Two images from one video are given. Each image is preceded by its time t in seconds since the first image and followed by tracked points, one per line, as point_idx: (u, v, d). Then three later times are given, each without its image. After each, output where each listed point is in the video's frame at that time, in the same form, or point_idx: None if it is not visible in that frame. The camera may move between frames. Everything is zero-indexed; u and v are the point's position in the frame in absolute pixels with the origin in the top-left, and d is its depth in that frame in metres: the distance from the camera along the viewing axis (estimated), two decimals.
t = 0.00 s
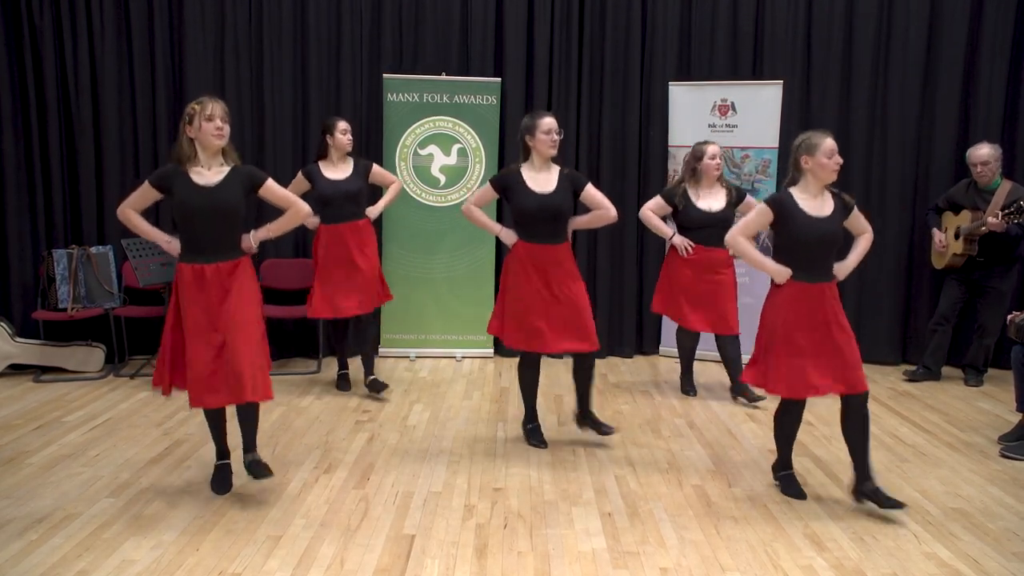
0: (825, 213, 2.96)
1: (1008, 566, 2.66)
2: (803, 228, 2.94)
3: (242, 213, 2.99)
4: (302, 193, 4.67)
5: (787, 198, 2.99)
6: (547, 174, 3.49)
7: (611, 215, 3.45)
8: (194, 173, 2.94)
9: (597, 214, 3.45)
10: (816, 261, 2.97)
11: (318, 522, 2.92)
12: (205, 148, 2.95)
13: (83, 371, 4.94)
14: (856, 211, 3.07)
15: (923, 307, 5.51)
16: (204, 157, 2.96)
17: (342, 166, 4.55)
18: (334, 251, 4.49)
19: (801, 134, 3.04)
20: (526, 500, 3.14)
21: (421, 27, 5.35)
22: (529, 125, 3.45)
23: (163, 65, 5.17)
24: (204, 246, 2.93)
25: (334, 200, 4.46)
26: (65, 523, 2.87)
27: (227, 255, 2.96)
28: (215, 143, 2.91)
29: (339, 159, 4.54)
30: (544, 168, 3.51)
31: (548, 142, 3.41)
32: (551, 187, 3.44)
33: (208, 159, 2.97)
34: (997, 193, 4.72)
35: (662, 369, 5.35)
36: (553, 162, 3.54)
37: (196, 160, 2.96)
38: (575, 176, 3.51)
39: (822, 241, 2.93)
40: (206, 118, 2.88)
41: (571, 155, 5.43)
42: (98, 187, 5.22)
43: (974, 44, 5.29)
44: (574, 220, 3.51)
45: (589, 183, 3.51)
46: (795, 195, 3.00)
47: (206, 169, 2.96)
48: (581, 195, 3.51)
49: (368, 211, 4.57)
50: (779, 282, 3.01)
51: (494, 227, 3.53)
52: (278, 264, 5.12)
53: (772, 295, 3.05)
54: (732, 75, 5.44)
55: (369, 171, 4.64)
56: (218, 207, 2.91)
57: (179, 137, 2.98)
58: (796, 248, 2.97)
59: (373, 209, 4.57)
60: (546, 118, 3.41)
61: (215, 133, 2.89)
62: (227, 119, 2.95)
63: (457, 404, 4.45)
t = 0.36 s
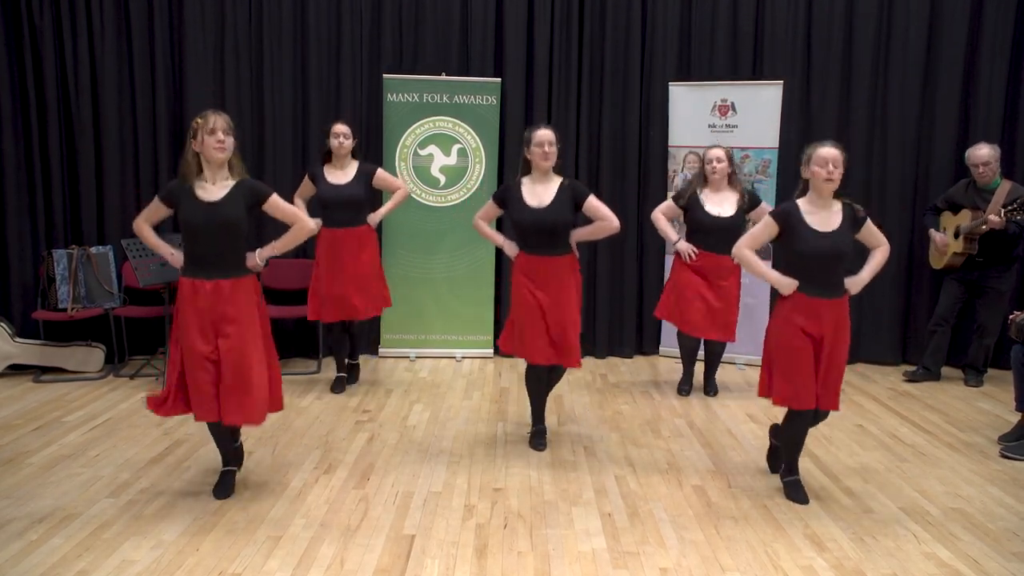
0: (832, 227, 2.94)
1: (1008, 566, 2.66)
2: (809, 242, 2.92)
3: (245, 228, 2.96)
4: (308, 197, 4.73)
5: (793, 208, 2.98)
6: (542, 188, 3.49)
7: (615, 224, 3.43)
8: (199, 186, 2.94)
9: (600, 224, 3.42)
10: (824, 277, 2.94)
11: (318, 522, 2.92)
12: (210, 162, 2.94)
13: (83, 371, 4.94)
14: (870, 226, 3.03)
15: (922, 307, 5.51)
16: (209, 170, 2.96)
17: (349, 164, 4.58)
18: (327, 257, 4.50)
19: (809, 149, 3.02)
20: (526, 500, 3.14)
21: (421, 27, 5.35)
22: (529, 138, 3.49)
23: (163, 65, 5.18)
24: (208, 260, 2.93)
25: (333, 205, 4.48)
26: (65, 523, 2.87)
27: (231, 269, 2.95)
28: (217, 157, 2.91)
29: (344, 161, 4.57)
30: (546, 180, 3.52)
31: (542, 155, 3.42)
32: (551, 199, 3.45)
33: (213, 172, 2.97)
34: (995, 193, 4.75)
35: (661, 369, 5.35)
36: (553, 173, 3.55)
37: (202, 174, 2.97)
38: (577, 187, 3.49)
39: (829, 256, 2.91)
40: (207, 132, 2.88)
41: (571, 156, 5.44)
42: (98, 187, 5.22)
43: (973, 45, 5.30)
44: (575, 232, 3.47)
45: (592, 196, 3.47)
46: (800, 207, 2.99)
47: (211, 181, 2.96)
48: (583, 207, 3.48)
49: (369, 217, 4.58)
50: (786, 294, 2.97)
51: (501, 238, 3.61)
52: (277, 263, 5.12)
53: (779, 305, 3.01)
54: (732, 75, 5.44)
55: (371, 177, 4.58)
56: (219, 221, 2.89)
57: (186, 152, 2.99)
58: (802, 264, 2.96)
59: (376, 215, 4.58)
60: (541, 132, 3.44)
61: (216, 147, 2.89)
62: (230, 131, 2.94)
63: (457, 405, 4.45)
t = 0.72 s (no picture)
0: (842, 219, 2.92)
1: (1008, 566, 2.66)
2: (818, 235, 2.92)
3: (253, 227, 2.96)
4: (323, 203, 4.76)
5: (806, 202, 2.97)
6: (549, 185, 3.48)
7: (622, 228, 3.51)
8: (205, 181, 2.95)
9: (609, 227, 3.51)
10: (831, 271, 2.93)
11: (318, 522, 2.92)
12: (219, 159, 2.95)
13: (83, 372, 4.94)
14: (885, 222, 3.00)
15: (922, 307, 5.51)
16: (217, 168, 2.97)
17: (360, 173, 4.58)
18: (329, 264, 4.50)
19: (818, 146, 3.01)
20: (526, 500, 3.14)
21: (420, 27, 5.36)
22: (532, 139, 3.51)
23: (162, 64, 5.18)
24: (212, 258, 2.91)
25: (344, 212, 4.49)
26: (64, 523, 2.87)
27: (233, 267, 2.94)
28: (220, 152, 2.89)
29: (358, 167, 4.56)
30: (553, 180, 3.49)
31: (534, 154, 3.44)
32: (560, 200, 3.43)
33: (222, 171, 2.97)
34: (993, 192, 4.74)
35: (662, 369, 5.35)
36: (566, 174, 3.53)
37: (212, 172, 2.98)
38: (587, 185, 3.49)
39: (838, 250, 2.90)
40: (209, 126, 2.87)
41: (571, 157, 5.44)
42: (98, 187, 5.22)
43: (973, 45, 5.29)
44: (584, 232, 3.54)
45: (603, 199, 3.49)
46: (815, 200, 2.98)
47: (219, 179, 2.96)
48: (593, 210, 3.51)
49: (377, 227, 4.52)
50: (790, 287, 3.00)
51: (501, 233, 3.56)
52: (277, 263, 5.13)
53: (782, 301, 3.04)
54: (731, 75, 5.44)
55: (386, 186, 4.56)
56: (228, 219, 2.89)
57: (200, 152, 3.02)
58: (810, 256, 2.95)
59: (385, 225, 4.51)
60: (539, 130, 3.45)
61: (210, 139, 2.87)
62: (237, 127, 2.92)
63: (457, 405, 4.45)
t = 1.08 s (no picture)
0: (844, 205, 2.93)
1: (1007, 566, 2.66)
2: (822, 220, 2.92)
3: (253, 213, 2.97)
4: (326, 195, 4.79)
5: (809, 187, 3.00)
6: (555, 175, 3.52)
7: (622, 222, 3.57)
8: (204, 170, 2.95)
9: (609, 219, 3.56)
10: (834, 257, 2.94)
11: (318, 522, 2.92)
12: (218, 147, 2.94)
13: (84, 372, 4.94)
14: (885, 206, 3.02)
15: (922, 306, 5.51)
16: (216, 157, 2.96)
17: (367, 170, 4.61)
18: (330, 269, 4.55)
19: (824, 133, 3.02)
20: (526, 500, 3.14)
21: (420, 27, 5.36)
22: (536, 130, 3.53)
23: (162, 64, 5.18)
24: (212, 244, 2.91)
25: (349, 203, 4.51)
26: (64, 523, 2.87)
27: (232, 253, 2.94)
28: (218, 142, 2.89)
29: (364, 162, 4.61)
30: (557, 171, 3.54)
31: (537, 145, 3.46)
32: (565, 188, 3.48)
33: (221, 160, 2.97)
34: (988, 188, 4.76)
35: (662, 369, 5.35)
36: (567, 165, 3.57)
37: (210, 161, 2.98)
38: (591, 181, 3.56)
39: (840, 234, 2.91)
40: (208, 117, 2.86)
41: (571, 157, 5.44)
42: (98, 188, 5.22)
43: (973, 45, 5.30)
44: (585, 224, 3.57)
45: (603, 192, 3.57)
46: (817, 187, 3.00)
47: (218, 168, 2.96)
48: (594, 202, 3.58)
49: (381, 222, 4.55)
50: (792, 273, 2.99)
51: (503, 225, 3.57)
52: (277, 263, 5.13)
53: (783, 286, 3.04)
54: (731, 75, 5.44)
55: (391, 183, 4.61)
56: (228, 205, 2.90)
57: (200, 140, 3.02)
58: (812, 240, 2.96)
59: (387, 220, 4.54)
60: (542, 122, 3.48)
61: (210, 130, 2.87)
62: (236, 118, 2.92)
63: (457, 405, 4.44)
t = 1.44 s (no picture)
0: (840, 198, 2.93)
1: (1007, 566, 2.66)
2: (818, 212, 2.92)
3: (253, 206, 2.96)
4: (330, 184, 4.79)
5: (805, 181, 2.99)
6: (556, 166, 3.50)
7: (623, 207, 3.60)
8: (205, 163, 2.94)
9: (611, 206, 3.58)
10: (831, 251, 2.94)
11: (317, 522, 2.92)
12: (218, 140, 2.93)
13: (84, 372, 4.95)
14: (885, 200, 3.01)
15: (922, 306, 5.51)
16: (216, 150, 2.95)
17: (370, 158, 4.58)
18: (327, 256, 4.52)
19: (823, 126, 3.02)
20: (526, 500, 3.14)
21: (420, 27, 5.36)
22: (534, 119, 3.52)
23: (162, 65, 5.18)
24: (211, 236, 2.92)
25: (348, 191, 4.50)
26: (64, 523, 2.87)
27: (233, 245, 2.94)
28: (218, 135, 2.88)
29: (366, 151, 4.57)
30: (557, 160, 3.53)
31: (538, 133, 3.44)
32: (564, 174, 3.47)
33: (221, 153, 2.96)
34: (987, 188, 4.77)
35: (662, 369, 5.35)
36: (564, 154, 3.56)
37: (210, 154, 2.97)
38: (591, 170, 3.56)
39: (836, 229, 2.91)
40: (207, 108, 2.85)
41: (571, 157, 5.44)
42: (98, 189, 5.22)
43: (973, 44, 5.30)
44: (587, 214, 3.59)
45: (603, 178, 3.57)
46: (814, 180, 3.00)
47: (218, 160, 2.95)
48: (594, 187, 3.59)
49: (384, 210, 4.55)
50: (787, 264, 3.03)
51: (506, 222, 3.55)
52: (277, 262, 5.13)
53: (777, 278, 3.07)
54: (731, 75, 5.44)
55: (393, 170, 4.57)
56: (226, 198, 2.89)
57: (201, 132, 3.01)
58: (807, 233, 2.97)
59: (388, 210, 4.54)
60: (544, 111, 3.46)
61: (208, 123, 2.85)
62: (235, 111, 2.90)
63: (457, 405, 4.44)
